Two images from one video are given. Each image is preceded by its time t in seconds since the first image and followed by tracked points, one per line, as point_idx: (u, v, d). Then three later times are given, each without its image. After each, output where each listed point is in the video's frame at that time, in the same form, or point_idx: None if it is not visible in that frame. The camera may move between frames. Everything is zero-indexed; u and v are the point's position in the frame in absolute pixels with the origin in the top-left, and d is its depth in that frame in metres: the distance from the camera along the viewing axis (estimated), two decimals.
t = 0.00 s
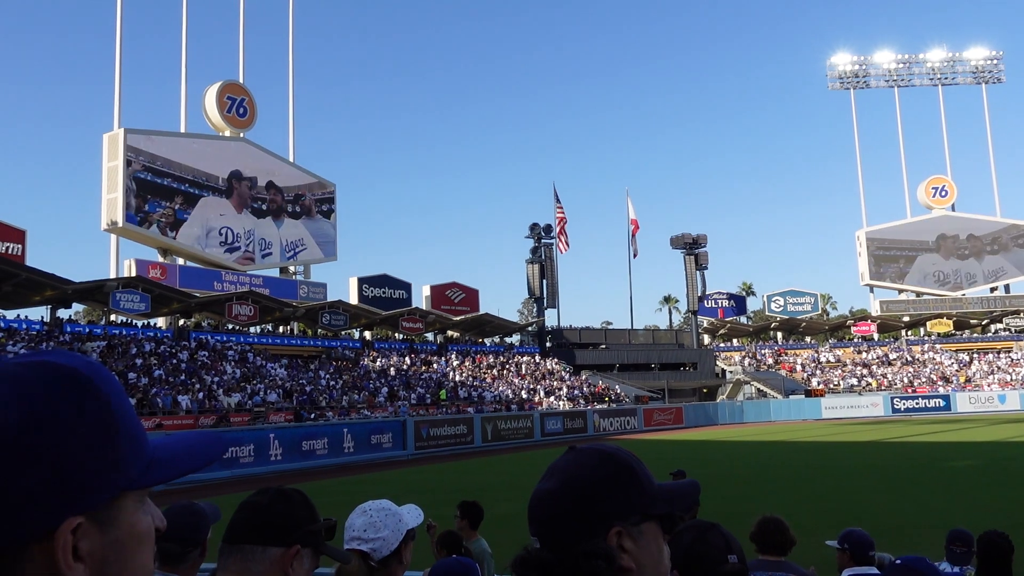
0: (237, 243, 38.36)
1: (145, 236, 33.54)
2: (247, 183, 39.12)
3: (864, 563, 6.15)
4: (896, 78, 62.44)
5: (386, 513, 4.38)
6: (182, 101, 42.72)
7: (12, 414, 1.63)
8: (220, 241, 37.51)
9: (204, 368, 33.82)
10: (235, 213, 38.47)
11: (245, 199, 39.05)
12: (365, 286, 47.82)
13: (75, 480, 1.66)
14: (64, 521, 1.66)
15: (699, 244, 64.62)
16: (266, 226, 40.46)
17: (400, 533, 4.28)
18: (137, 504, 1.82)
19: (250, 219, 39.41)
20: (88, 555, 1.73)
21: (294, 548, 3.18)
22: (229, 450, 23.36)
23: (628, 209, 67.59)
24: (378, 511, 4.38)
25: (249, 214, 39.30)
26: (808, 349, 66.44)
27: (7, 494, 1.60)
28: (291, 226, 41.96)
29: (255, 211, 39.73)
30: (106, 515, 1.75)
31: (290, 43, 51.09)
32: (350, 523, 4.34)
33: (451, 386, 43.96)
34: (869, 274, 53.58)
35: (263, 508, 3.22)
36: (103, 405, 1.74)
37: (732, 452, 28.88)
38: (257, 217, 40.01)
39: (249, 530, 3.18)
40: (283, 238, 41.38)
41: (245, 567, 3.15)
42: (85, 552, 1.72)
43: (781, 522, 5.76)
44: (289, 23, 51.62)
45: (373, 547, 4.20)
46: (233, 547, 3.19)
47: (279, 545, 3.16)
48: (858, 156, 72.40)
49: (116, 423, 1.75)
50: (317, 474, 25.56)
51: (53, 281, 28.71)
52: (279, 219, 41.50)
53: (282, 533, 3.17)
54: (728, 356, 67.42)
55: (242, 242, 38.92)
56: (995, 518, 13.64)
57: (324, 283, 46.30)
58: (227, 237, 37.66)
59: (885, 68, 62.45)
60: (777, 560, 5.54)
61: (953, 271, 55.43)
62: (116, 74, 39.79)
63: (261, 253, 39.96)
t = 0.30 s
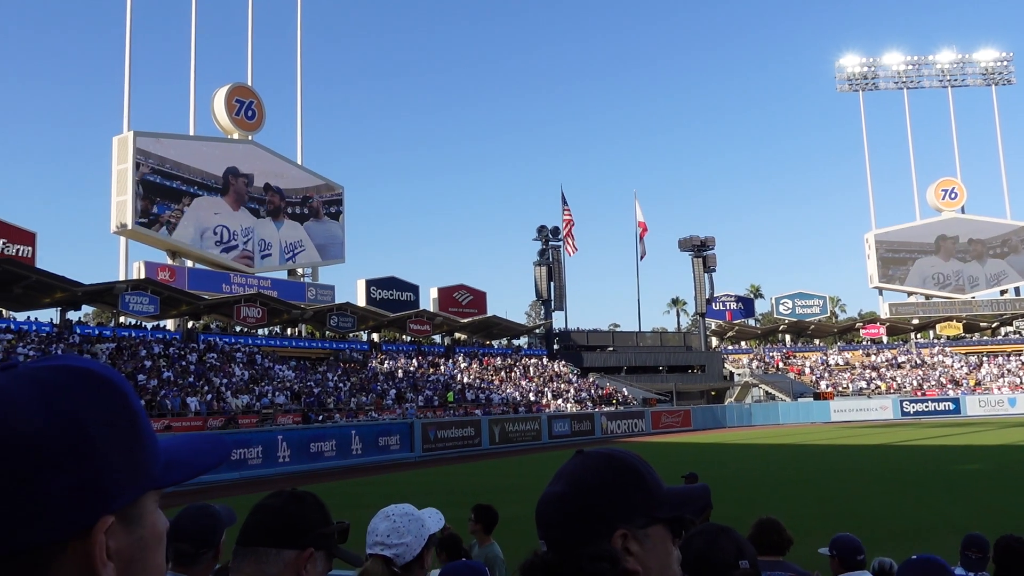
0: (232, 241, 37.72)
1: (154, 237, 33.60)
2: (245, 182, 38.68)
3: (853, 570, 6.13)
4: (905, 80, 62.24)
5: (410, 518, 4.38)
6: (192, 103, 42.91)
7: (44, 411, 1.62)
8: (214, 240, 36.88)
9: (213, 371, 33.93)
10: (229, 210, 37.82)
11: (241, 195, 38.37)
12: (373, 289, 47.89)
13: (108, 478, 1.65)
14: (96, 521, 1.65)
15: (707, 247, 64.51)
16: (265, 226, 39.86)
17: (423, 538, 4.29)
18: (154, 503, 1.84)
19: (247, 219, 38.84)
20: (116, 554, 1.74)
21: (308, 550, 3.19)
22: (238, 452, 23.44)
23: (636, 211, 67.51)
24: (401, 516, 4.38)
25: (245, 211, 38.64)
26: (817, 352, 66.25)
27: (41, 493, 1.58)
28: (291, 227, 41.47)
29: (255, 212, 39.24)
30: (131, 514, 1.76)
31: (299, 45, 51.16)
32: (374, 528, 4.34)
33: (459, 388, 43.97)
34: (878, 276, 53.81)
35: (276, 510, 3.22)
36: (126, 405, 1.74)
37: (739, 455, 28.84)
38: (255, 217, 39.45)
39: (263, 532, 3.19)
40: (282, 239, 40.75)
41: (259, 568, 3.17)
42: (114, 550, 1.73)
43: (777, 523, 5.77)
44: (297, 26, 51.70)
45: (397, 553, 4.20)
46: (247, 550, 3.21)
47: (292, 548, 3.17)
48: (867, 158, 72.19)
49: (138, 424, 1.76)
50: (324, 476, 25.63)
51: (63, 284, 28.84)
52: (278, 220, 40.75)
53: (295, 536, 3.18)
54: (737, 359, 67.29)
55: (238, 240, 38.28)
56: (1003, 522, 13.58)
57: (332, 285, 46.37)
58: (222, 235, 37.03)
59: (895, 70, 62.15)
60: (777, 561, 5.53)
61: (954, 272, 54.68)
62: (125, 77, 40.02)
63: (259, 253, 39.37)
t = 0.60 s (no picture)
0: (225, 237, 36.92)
1: (168, 240, 33.80)
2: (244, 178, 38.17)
3: (848, 571, 6.10)
4: (917, 79, 61.85)
5: (429, 522, 4.38)
6: (203, 106, 43.10)
7: (59, 410, 1.63)
8: (206, 236, 35.93)
9: (225, 372, 34.08)
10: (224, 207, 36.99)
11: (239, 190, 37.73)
12: (384, 290, 47.98)
13: (119, 475, 1.66)
14: (110, 520, 1.66)
15: (718, 247, 64.30)
16: (268, 225, 39.48)
17: (441, 543, 4.31)
18: (168, 502, 1.85)
19: (245, 216, 38.21)
20: (131, 552, 1.75)
21: (321, 550, 3.20)
22: (250, 453, 23.50)
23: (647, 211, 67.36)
24: (421, 519, 4.39)
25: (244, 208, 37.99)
26: (829, 353, 65.96)
27: (56, 492, 1.59)
28: (294, 229, 41.14)
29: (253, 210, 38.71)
30: (146, 512, 1.77)
31: (310, 47, 51.28)
32: (393, 530, 4.35)
33: (469, 389, 44.01)
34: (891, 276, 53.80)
35: (291, 511, 3.23)
36: (141, 406, 1.75)
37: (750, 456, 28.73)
38: (259, 217, 39.17)
39: (278, 533, 3.20)
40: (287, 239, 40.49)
41: (273, 569, 3.18)
42: (128, 549, 1.74)
43: (773, 527, 5.77)
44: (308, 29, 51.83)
45: (416, 556, 4.21)
46: (261, 550, 3.23)
47: (306, 548, 3.18)
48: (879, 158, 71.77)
49: (150, 425, 1.78)
50: (335, 477, 25.69)
51: (77, 285, 29.00)
52: (282, 220, 40.39)
53: (310, 536, 3.19)
54: (748, 359, 67.08)
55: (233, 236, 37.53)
56: (1018, 523, 13.47)
57: (343, 286, 46.50)
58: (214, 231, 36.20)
59: (907, 69, 61.75)
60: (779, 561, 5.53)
61: (954, 272, 54.13)
62: (137, 80, 40.23)
63: (262, 253, 38.96)
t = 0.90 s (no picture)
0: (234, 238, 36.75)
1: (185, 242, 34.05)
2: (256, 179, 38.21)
3: (870, 568, 6.07)
4: (935, 73, 61.32)
5: (434, 519, 4.41)
6: (220, 109, 43.38)
7: (84, 410, 1.67)
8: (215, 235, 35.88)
9: (244, 373, 34.31)
10: (236, 207, 37.07)
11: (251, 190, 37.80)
12: (401, 290, 48.12)
13: (143, 472, 1.70)
14: (138, 516, 1.70)
15: (735, 245, 64.02)
16: (281, 226, 39.72)
17: (446, 539, 4.29)
18: (192, 500, 1.88)
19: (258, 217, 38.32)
20: (156, 549, 1.79)
21: (342, 549, 3.23)
22: (270, 453, 23.66)
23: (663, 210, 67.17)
24: (426, 516, 4.42)
25: (257, 209, 38.21)
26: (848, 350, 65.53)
27: (84, 488, 1.63)
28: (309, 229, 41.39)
29: (267, 211, 38.88)
30: (171, 512, 1.81)
31: (325, 49, 51.48)
32: (398, 528, 4.40)
33: (487, 388, 44.08)
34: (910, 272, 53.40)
35: (311, 510, 3.27)
36: (165, 406, 1.79)
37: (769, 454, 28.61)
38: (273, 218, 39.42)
39: (299, 531, 3.24)
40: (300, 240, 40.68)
41: (294, 568, 3.21)
42: (155, 546, 1.78)
43: (790, 527, 5.75)
44: (323, 31, 52.06)
45: (419, 552, 4.24)
46: (283, 549, 3.27)
47: (327, 547, 3.21)
48: (897, 153, 71.28)
49: (175, 425, 1.82)
50: (354, 476, 25.81)
51: (97, 289, 29.26)
52: (296, 220, 40.63)
53: (330, 535, 3.22)
54: (766, 357, 66.76)
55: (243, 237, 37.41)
56: None
57: (360, 287, 46.68)
58: (221, 231, 35.99)
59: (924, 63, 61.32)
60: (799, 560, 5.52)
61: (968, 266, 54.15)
62: (155, 84, 40.55)
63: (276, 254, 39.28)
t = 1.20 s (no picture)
0: (261, 237, 37.12)
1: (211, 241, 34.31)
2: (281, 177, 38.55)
3: (903, 564, 6.02)
4: (961, 63, 60.50)
5: (431, 511, 4.42)
6: (243, 109, 43.68)
7: (117, 404, 1.69)
8: (244, 235, 36.31)
9: (269, 370, 34.58)
10: (262, 205, 37.41)
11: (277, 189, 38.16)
12: (424, 287, 48.23)
13: (175, 468, 1.72)
14: (172, 510, 1.72)
15: (759, 239, 63.56)
16: (305, 224, 39.96)
17: (441, 532, 4.29)
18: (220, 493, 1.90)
19: (285, 216, 38.62)
20: (188, 544, 1.81)
21: (367, 544, 3.25)
22: (295, 450, 23.85)
23: (685, 204, 66.80)
24: (423, 507, 4.46)
25: (281, 208, 38.52)
26: (875, 344, 64.88)
27: (118, 483, 1.65)
28: (333, 226, 41.67)
29: (293, 209, 39.19)
30: (201, 505, 1.82)
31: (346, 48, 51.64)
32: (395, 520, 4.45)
33: (510, 384, 44.12)
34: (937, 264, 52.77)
35: (335, 505, 3.29)
36: (193, 401, 1.82)
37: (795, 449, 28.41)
38: (297, 215, 39.67)
39: (326, 526, 3.26)
40: (325, 237, 40.90)
41: (319, 564, 3.23)
42: (187, 541, 1.80)
43: (826, 520, 5.70)
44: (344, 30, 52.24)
45: (414, 542, 4.26)
46: (309, 544, 3.29)
47: (352, 541, 3.23)
48: (923, 144, 70.36)
49: (204, 419, 1.84)
50: (380, 472, 25.93)
51: (124, 288, 29.58)
52: (319, 217, 40.88)
53: (355, 529, 3.25)
54: (792, 351, 66.23)
55: (269, 235, 37.71)
56: None
57: (383, 284, 46.86)
58: (249, 231, 36.39)
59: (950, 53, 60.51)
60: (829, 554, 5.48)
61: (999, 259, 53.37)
62: (179, 85, 40.90)
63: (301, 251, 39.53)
